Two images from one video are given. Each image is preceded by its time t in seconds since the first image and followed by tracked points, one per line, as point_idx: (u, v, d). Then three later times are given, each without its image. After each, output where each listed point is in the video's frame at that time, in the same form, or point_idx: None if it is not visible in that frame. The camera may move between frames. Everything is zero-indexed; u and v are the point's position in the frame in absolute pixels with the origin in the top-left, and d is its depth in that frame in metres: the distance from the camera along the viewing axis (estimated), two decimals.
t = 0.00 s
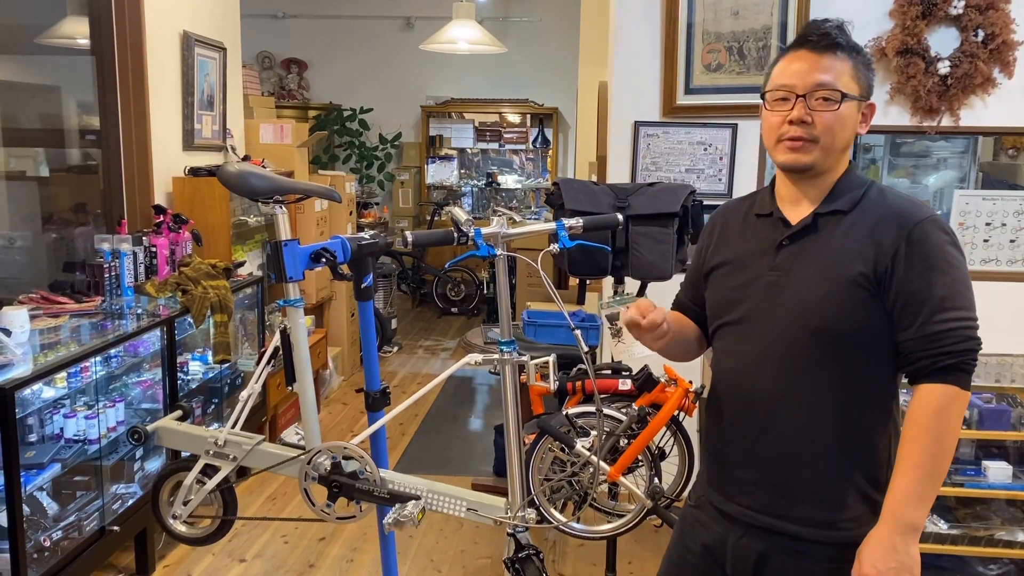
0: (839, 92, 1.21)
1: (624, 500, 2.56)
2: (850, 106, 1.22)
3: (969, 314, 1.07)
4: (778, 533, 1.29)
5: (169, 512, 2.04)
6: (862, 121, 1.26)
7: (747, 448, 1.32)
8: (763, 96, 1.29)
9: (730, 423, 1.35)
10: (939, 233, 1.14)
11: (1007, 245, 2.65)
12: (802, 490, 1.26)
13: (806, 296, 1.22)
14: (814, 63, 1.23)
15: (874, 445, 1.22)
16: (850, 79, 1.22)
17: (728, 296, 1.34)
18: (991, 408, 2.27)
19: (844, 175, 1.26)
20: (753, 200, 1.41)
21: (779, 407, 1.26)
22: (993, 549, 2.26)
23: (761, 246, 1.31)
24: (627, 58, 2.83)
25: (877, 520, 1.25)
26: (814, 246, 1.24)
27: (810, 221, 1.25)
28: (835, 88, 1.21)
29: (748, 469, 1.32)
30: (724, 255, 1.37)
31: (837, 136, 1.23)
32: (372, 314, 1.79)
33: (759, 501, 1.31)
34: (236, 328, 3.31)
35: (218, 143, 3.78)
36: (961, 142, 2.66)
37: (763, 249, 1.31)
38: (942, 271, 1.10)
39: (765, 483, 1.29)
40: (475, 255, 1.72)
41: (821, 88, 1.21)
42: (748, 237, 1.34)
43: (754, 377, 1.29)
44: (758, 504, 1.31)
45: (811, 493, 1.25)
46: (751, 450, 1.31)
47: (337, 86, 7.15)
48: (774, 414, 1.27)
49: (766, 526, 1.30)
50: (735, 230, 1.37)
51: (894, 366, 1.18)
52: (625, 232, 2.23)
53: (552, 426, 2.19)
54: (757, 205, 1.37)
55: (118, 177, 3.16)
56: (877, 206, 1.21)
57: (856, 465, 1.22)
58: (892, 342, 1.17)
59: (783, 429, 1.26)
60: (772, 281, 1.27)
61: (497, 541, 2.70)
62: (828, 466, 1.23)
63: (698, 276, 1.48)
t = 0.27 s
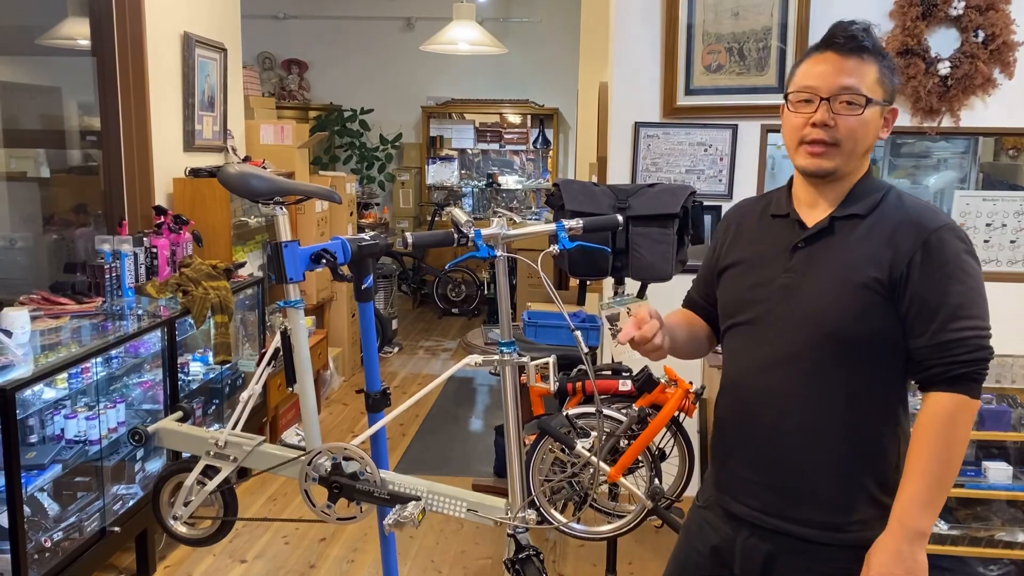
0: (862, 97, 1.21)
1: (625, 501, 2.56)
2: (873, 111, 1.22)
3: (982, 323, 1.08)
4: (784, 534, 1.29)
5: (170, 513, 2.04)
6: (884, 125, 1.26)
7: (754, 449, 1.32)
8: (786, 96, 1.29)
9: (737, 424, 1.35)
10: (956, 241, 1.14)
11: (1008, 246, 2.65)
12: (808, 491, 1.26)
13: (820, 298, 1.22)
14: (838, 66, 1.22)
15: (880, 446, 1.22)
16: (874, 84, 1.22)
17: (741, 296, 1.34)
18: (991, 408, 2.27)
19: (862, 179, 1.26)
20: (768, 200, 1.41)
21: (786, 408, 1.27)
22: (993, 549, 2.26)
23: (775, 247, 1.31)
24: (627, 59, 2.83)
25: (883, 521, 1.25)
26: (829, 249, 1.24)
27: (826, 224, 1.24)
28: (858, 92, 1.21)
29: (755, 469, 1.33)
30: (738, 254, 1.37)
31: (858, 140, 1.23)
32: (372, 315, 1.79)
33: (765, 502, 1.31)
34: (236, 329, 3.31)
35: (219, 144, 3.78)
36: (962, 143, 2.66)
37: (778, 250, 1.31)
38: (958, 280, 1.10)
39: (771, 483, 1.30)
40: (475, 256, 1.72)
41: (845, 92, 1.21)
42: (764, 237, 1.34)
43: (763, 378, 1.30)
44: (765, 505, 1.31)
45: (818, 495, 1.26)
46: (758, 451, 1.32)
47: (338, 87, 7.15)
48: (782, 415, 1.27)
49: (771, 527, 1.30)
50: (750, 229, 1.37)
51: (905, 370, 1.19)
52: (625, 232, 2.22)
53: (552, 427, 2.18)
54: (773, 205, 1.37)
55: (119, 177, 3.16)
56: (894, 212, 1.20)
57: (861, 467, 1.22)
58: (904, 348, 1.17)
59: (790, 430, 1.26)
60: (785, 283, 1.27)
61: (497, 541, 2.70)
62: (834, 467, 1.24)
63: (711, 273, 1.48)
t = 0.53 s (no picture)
0: (874, 107, 1.21)
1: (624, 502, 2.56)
2: (885, 120, 1.22)
3: (991, 339, 1.08)
4: (785, 531, 1.30)
5: (169, 514, 2.05)
6: (898, 133, 1.25)
7: (758, 447, 1.33)
8: (800, 106, 1.29)
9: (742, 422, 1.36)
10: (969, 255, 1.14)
11: (1006, 247, 2.66)
12: (809, 489, 1.27)
13: (829, 305, 1.22)
14: (850, 77, 1.22)
15: (883, 447, 1.22)
16: (886, 93, 1.21)
17: (750, 297, 1.35)
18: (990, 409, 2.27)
19: (878, 187, 1.26)
20: (783, 200, 1.40)
21: (788, 406, 1.27)
22: (992, 550, 2.27)
23: (788, 252, 1.31)
24: (626, 60, 2.84)
25: (884, 520, 1.26)
26: (841, 256, 1.24)
27: (840, 232, 1.24)
28: (869, 103, 1.21)
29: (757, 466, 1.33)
30: (751, 255, 1.37)
31: (870, 150, 1.23)
32: (371, 317, 1.79)
33: (766, 498, 1.32)
34: (236, 330, 3.31)
35: (219, 145, 3.79)
36: (961, 144, 2.66)
37: (790, 253, 1.31)
38: (968, 295, 1.10)
39: (772, 480, 1.31)
40: (473, 258, 1.72)
41: (857, 103, 1.21)
42: (777, 240, 1.34)
43: (767, 377, 1.31)
44: (766, 501, 1.32)
45: (819, 493, 1.26)
46: (761, 448, 1.32)
47: (338, 88, 7.16)
48: (785, 413, 1.28)
49: (772, 523, 1.31)
50: (764, 230, 1.38)
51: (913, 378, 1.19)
52: (624, 234, 2.23)
53: (552, 427, 2.17)
54: (787, 207, 1.37)
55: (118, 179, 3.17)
56: (908, 223, 1.20)
57: (862, 466, 1.23)
58: (912, 358, 1.17)
59: (792, 427, 1.27)
60: (795, 288, 1.28)
61: (497, 542, 2.70)
62: (836, 465, 1.24)
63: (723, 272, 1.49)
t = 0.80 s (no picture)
0: (868, 112, 1.19)
1: (622, 503, 2.57)
2: (880, 125, 1.20)
3: (987, 344, 1.08)
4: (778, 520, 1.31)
5: (168, 515, 2.06)
6: (899, 137, 1.23)
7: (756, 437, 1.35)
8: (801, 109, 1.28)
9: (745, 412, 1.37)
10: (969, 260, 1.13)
11: (1003, 249, 2.67)
12: (803, 480, 1.28)
13: (829, 304, 1.23)
14: (845, 82, 1.21)
15: (879, 441, 1.23)
16: (882, 98, 1.19)
17: (752, 291, 1.37)
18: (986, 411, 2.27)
19: (880, 190, 1.25)
20: (792, 197, 1.41)
21: (785, 396, 1.29)
22: (989, 551, 2.27)
23: (792, 248, 1.32)
24: (624, 63, 2.85)
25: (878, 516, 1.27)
26: (843, 256, 1.24)
27: (843, 232, 1.25)
28: (863, 107, 1.19)
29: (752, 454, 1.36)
30: (757, 251, 1.38)
31: (866, 154, 1.21)
32: (370, 319, 1.80)
33: (760, 486, 1.33)
34: (235, 332, 3.31)
35: (218, 147, 3.80)
36: (959, 146, 2.67)
37: (795, 251, 1.32)
38: (966, 301, 1.10)
39: (768, 469, 1.32)
40: (471, 261, 1.72)
41: (850, 108, 1.20)
42: (782, 237, 1.35)
43: (766, 368, 1.32)
44: (760, 490, 1.33)
45: (813, 486, 1.27)
46: (757, 438, 1.34)
47: (337, 90, 7.16)
48: (782, 407, 1.29)
49: (765, 511, 1.33)
50: (772, 227, 1.38)
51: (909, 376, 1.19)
52: (622, 236, 2.22)
53: (550, 428, 2.16)
54: (795, 204, 1.38)
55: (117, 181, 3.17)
56: (911, 226, 1.20)
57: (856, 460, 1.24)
58: (909, 359, 1.18)
59: (788, 417, 1.28)
60: (797, 285, 1.29)
61: (496, 543, 2.71)
62: (831, 457, 1.25)
63: (730, 267, 1.50)
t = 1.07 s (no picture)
0: (820, 117, 1.22)
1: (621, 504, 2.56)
2: (834, 128, 1.22)
3: (962, 333, 1.08)
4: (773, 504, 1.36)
5: (165, 516, 2.05)
6: (870, 136, 1.23)
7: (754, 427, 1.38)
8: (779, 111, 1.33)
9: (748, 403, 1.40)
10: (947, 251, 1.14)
11: (1002, 248, 2.67)
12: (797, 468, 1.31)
13: (814, 295, 1.26)
14: (805, 88, 1.24)
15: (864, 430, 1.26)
16: (837, 101, 1.21)
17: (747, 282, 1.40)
18: (984, 412, 2.27)
19: (860, 185, 1.27)
20: (791, 193, 1.44)
21: (780, 386, 1.31)
22: (987, 551, 2.27)
23: (784, 242, 1.35)
24: (623, 63, 2.85)
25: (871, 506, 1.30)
26: (830, 249, 1.27)
27: (829, 226, 1.27)
28: (815, 113, 1.22)
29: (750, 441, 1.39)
30: (753, 245, 1.42)
31: (826, 156, 1.24)
32: (368, 319, 1.80)
33: (756, 471, 1.37)
34: (234, 333, 3.31)
35: (216, 148, 3.79)
36: (957, 146, 2.67)
37: (787, 244, 1.35)
38: (941, 291, 1.11)
39: (761, 457, 1.36)
40: (470, 261, 1.71)
41: (807, 113, 1.24)
42: (776, 231, 1.38)
43: (764, 360, 1.34)
44: (755, 475, 1.37)
45: (806, 473, 1.31)
46: (756, 426, 1.37)
47: (336, 90, 7.16)
48: (773, 396, 1.32)
49: (759, 494, 1.37)
50: (768, 222, 1.41)
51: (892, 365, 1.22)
52: (620, 236, 2.21)
53: (548, 428, 2.14)
54: (791, 200, 1.41)
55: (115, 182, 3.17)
56: (892, 219, 1.21)
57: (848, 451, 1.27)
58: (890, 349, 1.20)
59: (783, 405, 1.31)
60: (786, 278, 1.32)
61: (494, 544, 2.70)
62: (820, 444, 1.28)
63: (731, 261, 1.53)
